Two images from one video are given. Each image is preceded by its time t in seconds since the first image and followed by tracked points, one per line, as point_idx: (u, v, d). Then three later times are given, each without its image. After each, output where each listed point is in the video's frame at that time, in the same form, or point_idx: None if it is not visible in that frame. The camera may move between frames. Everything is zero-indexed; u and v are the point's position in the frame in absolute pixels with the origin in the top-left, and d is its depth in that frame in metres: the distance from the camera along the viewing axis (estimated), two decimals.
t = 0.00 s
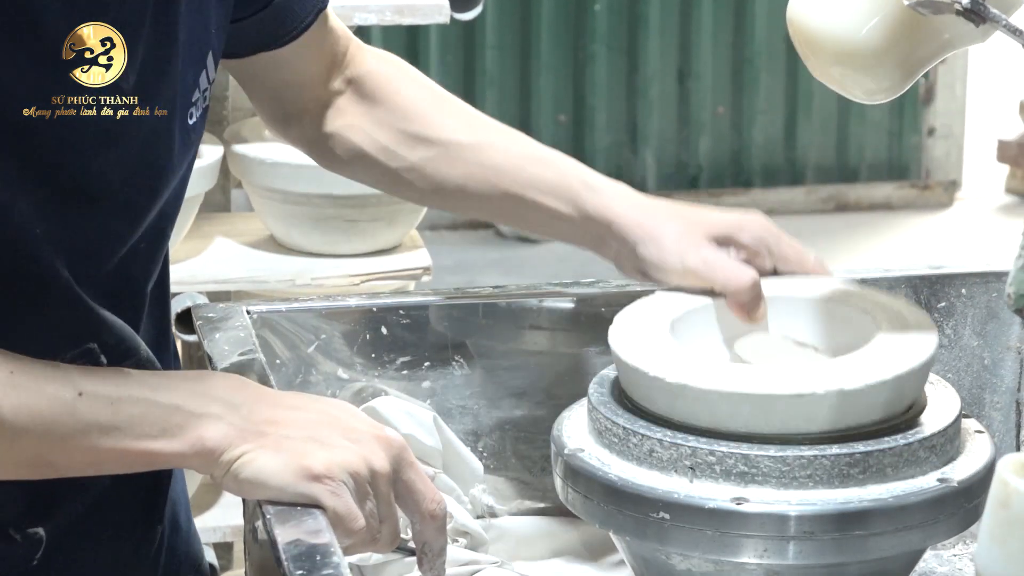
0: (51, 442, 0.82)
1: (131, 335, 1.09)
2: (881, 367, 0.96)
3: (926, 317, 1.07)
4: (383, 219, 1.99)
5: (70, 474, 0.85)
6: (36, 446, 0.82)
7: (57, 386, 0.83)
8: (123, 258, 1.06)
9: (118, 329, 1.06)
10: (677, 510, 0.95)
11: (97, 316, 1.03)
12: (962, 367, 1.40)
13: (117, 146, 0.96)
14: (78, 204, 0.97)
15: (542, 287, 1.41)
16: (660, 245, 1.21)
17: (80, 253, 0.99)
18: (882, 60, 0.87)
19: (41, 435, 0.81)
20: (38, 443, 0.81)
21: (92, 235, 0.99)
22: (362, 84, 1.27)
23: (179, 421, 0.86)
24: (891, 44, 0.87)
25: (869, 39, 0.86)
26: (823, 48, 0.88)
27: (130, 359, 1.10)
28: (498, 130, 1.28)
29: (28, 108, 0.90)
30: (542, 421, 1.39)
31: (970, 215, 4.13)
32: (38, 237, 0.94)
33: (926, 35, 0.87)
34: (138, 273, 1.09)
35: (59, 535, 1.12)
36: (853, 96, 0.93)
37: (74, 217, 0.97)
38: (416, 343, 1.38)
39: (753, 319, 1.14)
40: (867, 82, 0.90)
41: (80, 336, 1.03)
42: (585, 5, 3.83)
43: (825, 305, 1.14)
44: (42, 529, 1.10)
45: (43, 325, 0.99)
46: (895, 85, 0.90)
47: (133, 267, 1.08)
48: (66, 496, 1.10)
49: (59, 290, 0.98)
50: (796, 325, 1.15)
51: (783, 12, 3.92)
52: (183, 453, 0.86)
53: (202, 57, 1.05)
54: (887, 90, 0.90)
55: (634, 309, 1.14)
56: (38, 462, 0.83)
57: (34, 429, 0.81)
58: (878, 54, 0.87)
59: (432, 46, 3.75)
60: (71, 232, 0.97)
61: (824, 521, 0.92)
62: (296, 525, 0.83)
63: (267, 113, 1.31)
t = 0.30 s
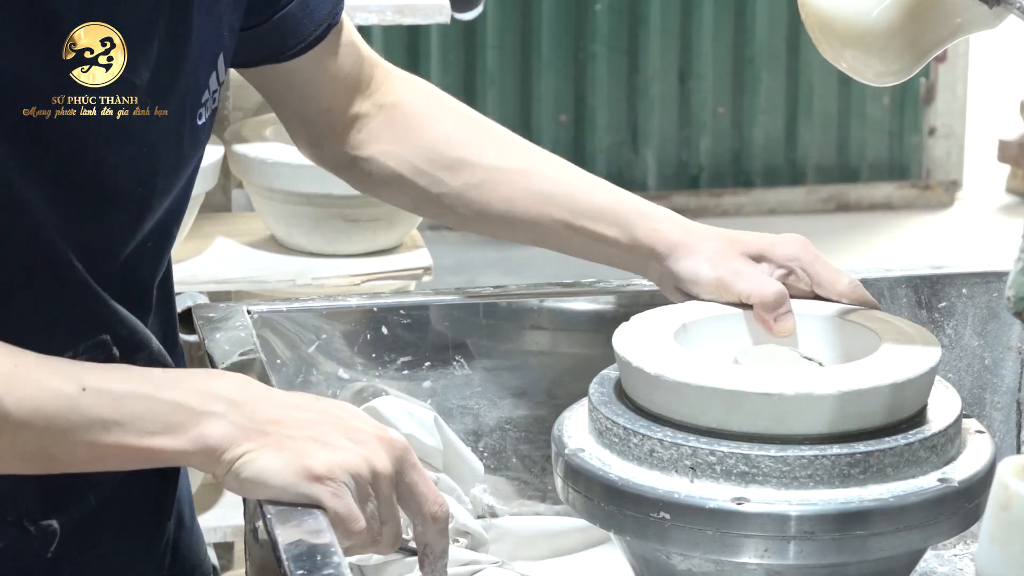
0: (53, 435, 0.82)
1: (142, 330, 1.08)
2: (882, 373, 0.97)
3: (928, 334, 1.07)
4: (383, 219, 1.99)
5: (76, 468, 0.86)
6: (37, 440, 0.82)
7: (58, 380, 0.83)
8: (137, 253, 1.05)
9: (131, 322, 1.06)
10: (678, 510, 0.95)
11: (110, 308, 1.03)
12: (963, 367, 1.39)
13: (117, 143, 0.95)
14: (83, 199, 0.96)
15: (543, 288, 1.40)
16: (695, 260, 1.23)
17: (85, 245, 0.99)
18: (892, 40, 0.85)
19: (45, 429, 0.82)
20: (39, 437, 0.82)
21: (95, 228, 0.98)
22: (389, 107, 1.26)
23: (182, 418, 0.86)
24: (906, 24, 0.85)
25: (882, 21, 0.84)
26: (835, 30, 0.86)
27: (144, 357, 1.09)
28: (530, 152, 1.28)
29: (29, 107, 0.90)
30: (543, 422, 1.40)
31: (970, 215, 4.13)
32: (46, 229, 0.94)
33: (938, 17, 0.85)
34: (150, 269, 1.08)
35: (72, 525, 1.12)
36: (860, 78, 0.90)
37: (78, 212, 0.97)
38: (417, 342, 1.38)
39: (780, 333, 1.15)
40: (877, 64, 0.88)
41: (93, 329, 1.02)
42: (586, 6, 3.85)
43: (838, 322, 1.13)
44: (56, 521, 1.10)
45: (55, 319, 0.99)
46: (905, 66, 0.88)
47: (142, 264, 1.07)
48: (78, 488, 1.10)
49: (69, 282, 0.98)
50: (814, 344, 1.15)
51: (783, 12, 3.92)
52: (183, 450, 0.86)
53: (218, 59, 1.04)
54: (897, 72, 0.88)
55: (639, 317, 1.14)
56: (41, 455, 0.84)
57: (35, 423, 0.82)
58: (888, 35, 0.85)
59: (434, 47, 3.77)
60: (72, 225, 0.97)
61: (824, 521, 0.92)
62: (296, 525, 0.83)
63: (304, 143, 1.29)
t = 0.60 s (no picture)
0: (51, 434, 0.82)
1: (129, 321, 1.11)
2: (882, 373, 0.97)
3: (929, 334, 1.07)
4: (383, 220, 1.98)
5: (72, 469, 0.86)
6: (34, 438, 0.82)
7: (55, 378, 0.83)
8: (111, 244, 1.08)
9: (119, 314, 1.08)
10: (679, 510, 0.94)
11: (98, 302, 1.04)
12: (963, 367, 1.39)
13: (99, 138, 0.98)
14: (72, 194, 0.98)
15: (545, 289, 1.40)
16: (504, 242, 1.27)
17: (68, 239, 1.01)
18: (895, 31, 0.80)
19: (43, 426, 0.82)
20: (36, 436, 0.82)
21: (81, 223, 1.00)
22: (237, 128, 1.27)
23: (179, 417, 0.86)
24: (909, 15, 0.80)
25: (886, 11, 0.80)
26: (839, 19, 0.82)
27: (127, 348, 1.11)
28: (351, 154, 1.31)
29: (30, 108, 0.93)
30: (545, 423, 1.40)
31: (971, 215, 4.13)
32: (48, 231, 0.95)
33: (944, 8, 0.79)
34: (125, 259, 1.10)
35: (68, 519, 1.12)
36: (869, 69, 0.86)
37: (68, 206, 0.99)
38: (417, 343, 1.38)
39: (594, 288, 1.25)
40: (883, 55, 0.83)
41: (82, 322, 1.04)
42: (586, 6, 3.85)
43: (842, 323, 1.12)
44: (52, 514, 1.10)
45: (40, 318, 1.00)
46: (914, 57, 0.83)
47: (116, 258, 1.09)
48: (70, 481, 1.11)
49: (66, 279, 0.99)
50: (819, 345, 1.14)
51: (783, 12, 3.93)
52: (182, 450, 0.86)
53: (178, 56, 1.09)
54: (905, 62, 0.83)
55: (640, 317, 1.14)
56: (39, 456, 0.83)
57: (35, 423, 0.81)
58: (889, 26, 0.80)
59: (433, 47, 3.77)
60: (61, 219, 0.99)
61: (825, 521, 0.92)
62: (296, 525, 0.83)
63: (161, 186, 1.27)
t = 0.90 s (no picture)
0: (44, 442, 0.87)
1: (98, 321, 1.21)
2: (882, 373, 0.97)
3: (929, 334, 1.07)
4: (382, 219, 1.98)
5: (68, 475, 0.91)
6: (27, 444, 0.87)
7: (47, 388, 0.88)
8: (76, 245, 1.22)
9: (82, 312, 1.18)
10: (678, 510, 0.95)
11: (61, 301, 1.15)
12: (963, 367, 1.38)
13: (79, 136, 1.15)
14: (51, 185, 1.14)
15: (545, 287, 1.40)
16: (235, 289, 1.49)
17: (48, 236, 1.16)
18: (889, 23, 0.79)
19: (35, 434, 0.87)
20: (30, 445, 0.87)
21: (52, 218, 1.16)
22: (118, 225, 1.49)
23: (171, 420, 0.89)
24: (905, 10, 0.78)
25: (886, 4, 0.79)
26: (839, 14, 0.81)
27: (93, 344, 1.21)
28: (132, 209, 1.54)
29: (31, 107, 1.09)
30: (543, 421, 1.37)
31: (970, 215, 4.13)
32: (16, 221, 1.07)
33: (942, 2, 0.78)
34: (93, 257, 1.24)
35: (33, 524, 1.24)
36: (874, 67, 0.84)
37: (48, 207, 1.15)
38: (416, 342, 1.39)
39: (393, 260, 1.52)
40: (884, 50, 0.81)
41: (42, 321, 1.15)
42: (585, 6, 3.85)
43: (839, 322, 1.12)
44: (18, 521, 1.22)
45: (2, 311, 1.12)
46: (913, 53, 0.81)
47: (84, 258, 1.22)
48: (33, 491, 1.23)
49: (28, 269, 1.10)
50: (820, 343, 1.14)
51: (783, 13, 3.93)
52: (175, 453, 0.89)
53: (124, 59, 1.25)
54: (905, 58, 0.81)
55: (638, 317, 1.14)
56: (35, 463, 0.88)
57: (29, 433, 0.86)
58: (884, 18, 0.79)
59: (433, 47, 3.77)
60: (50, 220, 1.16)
61: (824, 521, 0.92)
62: (295, 524, 0.83)
63: None
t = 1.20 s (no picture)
0: (26, 458, 0.88)
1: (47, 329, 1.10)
2: (881, 373, 0.97)
3: (929, 334, 1.07)
4: (382, 219, 1.98)
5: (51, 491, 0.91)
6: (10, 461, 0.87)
7: (24, 404, 0.89)
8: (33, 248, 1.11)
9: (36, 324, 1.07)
10: (677, 510, 0.95)
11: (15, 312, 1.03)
12: (962, 367, 1.38)
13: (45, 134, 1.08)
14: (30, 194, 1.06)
15: (545, 287, 1.40)
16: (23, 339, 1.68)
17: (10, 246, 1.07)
18: (887, 23, 0.80)
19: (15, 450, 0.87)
20: (11, 463, 0.87)
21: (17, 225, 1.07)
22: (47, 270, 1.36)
23: (150, 428, 0.91)
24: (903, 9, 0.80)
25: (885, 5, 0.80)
26: (837, 16, 0.82)
27: (46, 354, 1.10)
28: None
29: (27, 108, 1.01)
30: (543, 422, 1.37)
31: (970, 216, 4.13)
32: None
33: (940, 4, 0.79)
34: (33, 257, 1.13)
35: None
36: (872, 68, 0.85)
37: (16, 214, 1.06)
38: (416, 343, 1.39)
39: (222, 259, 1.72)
40: (883, 52, 0.82)
41: None
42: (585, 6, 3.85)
43: (836, 322, 1.12)
44: None
45: None
46: (911, 53, 0.82)
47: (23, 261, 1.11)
48: None
49: None
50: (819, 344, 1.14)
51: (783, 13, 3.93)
52: (157, 459, 0.90)
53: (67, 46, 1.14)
54: (903, 59, 0.82)
55: (638, 317, 1.14)
56: (19, 481, 0.89)
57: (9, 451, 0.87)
58: (882, 18, 0.80)
59: (432, 47, 3.77)
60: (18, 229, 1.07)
61: (824, 521, 0.92)
62: (296, 524, 0.83)
63: None
